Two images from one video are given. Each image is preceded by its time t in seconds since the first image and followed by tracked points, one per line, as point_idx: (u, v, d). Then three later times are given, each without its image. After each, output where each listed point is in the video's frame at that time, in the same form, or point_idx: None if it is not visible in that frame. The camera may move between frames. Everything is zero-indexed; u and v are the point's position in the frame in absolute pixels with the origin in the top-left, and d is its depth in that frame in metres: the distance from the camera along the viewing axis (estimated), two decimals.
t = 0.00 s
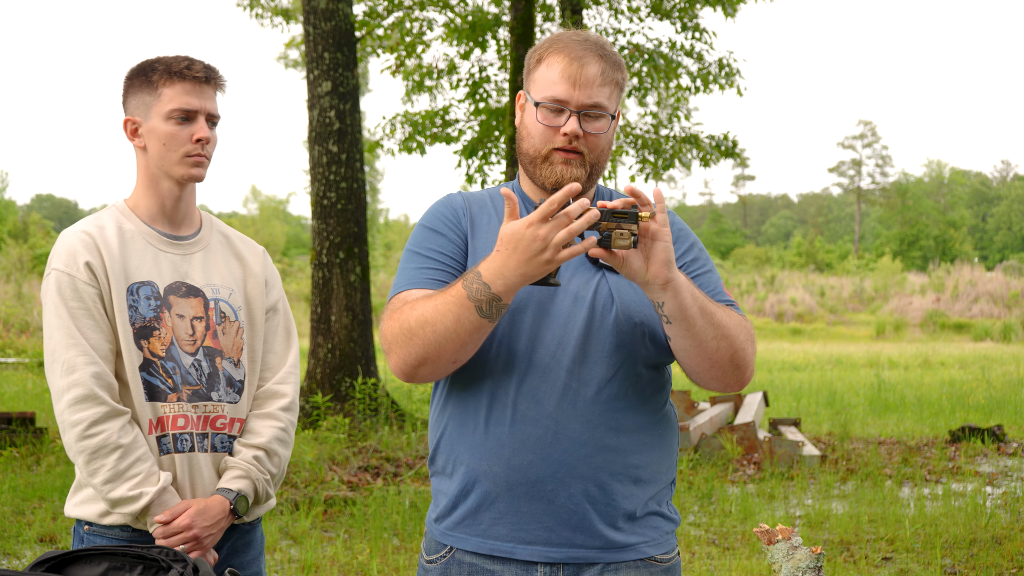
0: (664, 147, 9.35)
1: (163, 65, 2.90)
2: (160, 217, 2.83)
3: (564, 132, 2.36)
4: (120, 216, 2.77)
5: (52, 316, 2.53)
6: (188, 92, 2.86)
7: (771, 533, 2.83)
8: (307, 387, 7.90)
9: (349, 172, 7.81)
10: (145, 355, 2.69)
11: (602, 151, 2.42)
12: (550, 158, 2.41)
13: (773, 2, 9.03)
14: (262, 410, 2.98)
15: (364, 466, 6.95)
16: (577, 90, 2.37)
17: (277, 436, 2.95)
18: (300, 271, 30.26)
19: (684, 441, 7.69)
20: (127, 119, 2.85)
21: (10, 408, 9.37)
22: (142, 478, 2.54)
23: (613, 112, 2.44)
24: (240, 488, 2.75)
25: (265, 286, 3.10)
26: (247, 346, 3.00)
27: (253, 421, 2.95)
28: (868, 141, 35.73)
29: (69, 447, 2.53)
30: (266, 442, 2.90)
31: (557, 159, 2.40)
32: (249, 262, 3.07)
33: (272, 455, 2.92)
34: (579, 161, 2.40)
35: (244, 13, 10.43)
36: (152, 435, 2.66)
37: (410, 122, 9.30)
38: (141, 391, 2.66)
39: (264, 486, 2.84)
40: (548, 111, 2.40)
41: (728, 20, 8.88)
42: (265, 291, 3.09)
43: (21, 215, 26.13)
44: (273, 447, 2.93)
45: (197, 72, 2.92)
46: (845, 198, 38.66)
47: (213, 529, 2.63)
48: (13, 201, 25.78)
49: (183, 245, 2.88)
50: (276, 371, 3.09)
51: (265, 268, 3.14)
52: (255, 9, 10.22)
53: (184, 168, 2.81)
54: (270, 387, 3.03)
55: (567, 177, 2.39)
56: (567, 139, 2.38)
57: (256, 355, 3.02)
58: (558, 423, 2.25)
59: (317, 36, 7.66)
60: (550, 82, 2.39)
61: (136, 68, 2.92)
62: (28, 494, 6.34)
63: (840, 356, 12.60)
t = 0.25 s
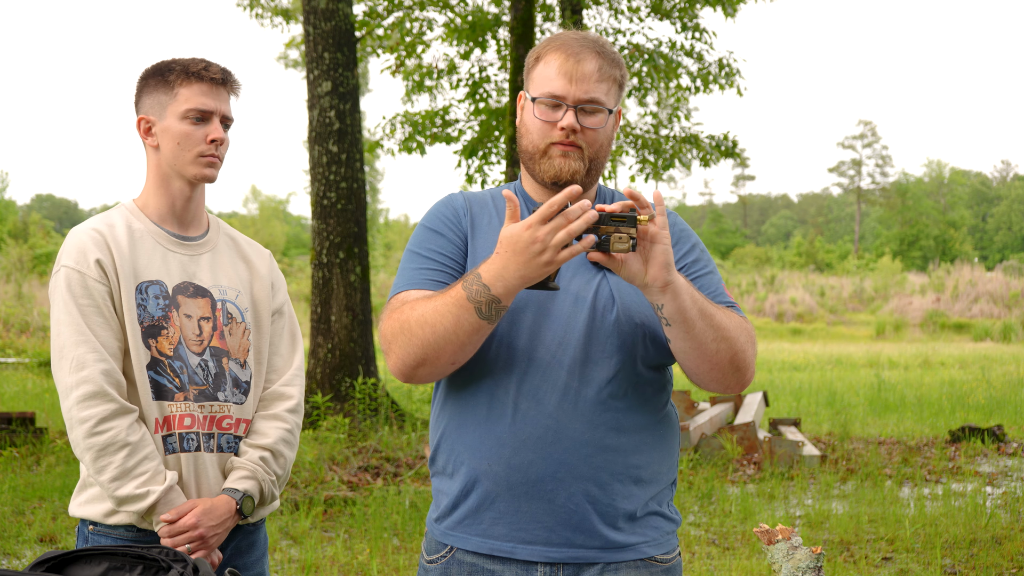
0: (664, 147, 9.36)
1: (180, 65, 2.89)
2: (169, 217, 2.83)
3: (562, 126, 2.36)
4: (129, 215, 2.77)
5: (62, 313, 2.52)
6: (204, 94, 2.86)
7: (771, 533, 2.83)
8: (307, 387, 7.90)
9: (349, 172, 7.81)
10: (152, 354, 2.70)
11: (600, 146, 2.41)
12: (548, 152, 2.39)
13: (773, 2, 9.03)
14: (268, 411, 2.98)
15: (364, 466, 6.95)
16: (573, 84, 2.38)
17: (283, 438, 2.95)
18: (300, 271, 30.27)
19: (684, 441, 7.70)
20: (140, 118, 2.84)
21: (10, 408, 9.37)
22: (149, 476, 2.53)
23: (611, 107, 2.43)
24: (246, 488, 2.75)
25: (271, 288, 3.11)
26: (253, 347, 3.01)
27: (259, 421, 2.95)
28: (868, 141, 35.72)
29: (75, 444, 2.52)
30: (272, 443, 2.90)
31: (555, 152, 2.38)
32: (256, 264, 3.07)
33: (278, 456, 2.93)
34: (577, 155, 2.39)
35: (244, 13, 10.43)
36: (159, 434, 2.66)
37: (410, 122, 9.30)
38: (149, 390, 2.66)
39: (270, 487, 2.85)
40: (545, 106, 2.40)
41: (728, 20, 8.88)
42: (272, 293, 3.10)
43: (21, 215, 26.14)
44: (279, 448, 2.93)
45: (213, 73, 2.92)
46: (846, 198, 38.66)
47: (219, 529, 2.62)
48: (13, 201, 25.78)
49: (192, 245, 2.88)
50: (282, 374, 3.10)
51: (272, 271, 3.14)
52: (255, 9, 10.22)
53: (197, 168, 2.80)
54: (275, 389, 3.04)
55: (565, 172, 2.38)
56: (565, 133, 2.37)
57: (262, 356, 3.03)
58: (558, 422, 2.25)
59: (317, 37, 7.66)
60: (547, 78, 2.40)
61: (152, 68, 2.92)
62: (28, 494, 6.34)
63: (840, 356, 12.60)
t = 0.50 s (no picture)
0: (664, 147, 9.36)
1: (178, 65, 2.89)
2: (166, 217, 2.83)
3: (546, 119, 2.37)
4: (127, 214, 2.77)
5: (59, 312, 2.52)
6: (203, 93, 2.86)
7: (771, 533, 2.83)
8: (307, 387, 7.90)
9: (349, 172, 7.81)
10: (150, 354, 2.69)
11: (589, 134, 2.40)
12: (536, 146, 2.40)
13: (773, 2, 9.02)
14: (266, 413, 2.99)
15: (364, 466, 6.95)
16: (553, 77, 2.40)
17: (280, 439, 2.96)
18: (300, 271, 30.27)
19: (684, 441, 7.70)
20: (139, 117, 2.83)
21: (9, 408, 9.37)
22: (147, 477, 2.53)
23: (594, 95, 2.43)
24: (244, 489, 2.76)
25: (268, 290, 3.11)
26: (250, 347, 3.01)
27: (256, 422, 2.96)
28: (868, 141, 35.71)
29: (73, 444, 2.51)
30: (269, 444, 2.91)
31: (543, 146, 2.38)
32: (252, 266, 3.08)
33: (275, 458, 2.93)
34: (566, 145, 2.38)
35: (244, 13, 10.43)
36: (156, 434, 2.66)
37: (410, 122, 9.30)
38: (146, 390, 2.66)
39: (267, 488, 2.85)
40: (528, 104, 2.42)
41: (728, 20, 8.87)
42: (268, 295, 3.10)
43: (21, 215, 26.15)
44: (276, 449, 2.93)
45: (211, 72, 2.93)
46: (846, 198, 38.65)
47: (217, 530, 2.63)
48: (13, 201, 25.77)
49: (189, 245, 2.88)
50: (279, 375, 3.10)
51: (268, 272, 3.15)
52: (255, 9, 10.22)
53: (195, 167, 2.80)
54: (272, 391, 3.05)
55: (554, 163, 2.38)
56: (550, 126, 2.38)
57: (259, 358, 3.03)
58: (556, 423, 2.24)
59: (317, 36, 7.66)
60: (527, 77, 2.43)
61: (150, 67, 2.92)
62: (28, 494, 6.34)
63: (840, 356, 12.60)
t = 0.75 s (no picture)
0: (664, 147, 9.36)
1: (163, 64, 2.91)
2: (156, 217, 2.83)
3: (541, 124, 2.38)
4: (117, 214, 2.77)
5: (49, 313, 2.52)
6: (188, 91, 2.88)
7: (771, 533, 2.84)
8: (307, 387, 7.90)
9: (349, 172, 7.81)
10: (141, 355, 2.70)
11: (587, 133, 2.41)
12: (538, 153, 2.41)
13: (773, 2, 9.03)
14: (258, 413, 2.99)
15: (364, 466, 6.95)
16: (542, 81, 2.41)
17: (272, 440, 2.97)
18: (300, 271, 30.28)
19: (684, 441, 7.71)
20: (126, 117, 2.85)
21: (10, 408, 9.37)
22: (138, 478, 2.54)
23: (586, 92, 2.43)
24: (236, 490, 2.76)
25: (260, 289, 3.12)
26: (241, 347, 3.02)
27: (249, 423, 2.96)
28: (869, 141, 35.69)
29: (63, 446, 2.51)
30: (261, 445, 2.91)
31: (543, 151, 2.40)
32: (244, 265, 3.09)
33: (267, 458, 2.94)
34: (567, 149, 2.40)
35: (244, 13, 10.44)
36: (148, 435, 2.66)
37: (409, 122, 9.30)
38: (137, 391, 2.66)
39: (260, 489, 2.86)
40: (522, 111, 2.43)
41: (728, 20, 8.87)
42: (260, 294, 3.11)
43: (21, 215, 26.15)
44: (269, 450, 2.94)
45: (198, 70, 2.94)
46: (845, 198, 38.65)
47: (209, 532, 2.63)
48: (13, 201, 25.75)
49: (180, 245, 2.88)
50: (271, 375, 3.12)
51: (260, 272, 3.16)
52: (255, 9, 10.22)
53: (183, 166, 2.81)
54: (264, 391, 3.05)
55: (557, 168, 2.39)
56: (547, 132, 2.39)
57: (251, 357, 3.04)
58: (554, 424, 2.25)
59: (317, 37, 7.67)
60: (517, 84, 2.45)
61: (135, 67, 2.93)
62: (28, 495, 6.35)
63: (840, 357, 12.60)
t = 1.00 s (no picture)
0: (664, 147, 9.36)
1: (144, 62, 2.91)
2: (145, 216, 2.83)
3: (537, 135, 2.39)
4: (104, 214, 2.77)
5: (36, 314, 2.53)
6: (170, 89, 2.87)
7: (771, 533, 2.83)
8: (307, 387, 7.90)
9: (349, 172, 7.81)
10: (129, 356, 2.69)
11: (584, 138, 2.41)
12: (536, 163, 2.44)
13: (773, 2, 9.03)
14: (248, 414, 2.98)
15: (364, 466, 6.95)
16: (533, 90, 2.39)
17: (262, 441, 2.96)
18: (300, 271, 30.28)
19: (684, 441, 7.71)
20: (110, 118, 2.86)
21: (9, 408, 9.36)
22: (125, 481, 2.54)
23: (579, 98, 2.42)
24: (224, 492, 2.75)
25: (250, 288, 3.11)
26: (231, 348, 3.01)
27: (238, 424, 2.95)
28: (869, 141, 35.68)
29: (51, 447, 2.52)
30: (251, 446, 2.90)
31: (542, 160, 2.43)
32: (234, 264, 3.07)
33: (257, 460, 2.93)
34: (564, 156, 2.41)
35: (244, 13, 10.43)
36: (136, 437, 2.66)
37: (409, 122, 9.30)
38: (125, 392, 2.66)
39: (249, 491, 2.85)
40: (517, 120, 2.43)
41: (728, 20, 8.87)
42: (250, 293, 3.10)
43: (21, 215, 26.15)
44: (258, 451, 2.93)
45: (179, 67, 2.93)
46: (845, 198, 38.65)
47: (197, 534, 2.62)
48: (13, 201, 25.73)
49: (169, 245, 2.88)
50: (262, 374, 3.09)
51: (251, 271, 3.15)
52: (255, 9, 10.21)
53: (168, 165, 2.81)
54: (254, 391, 3.03)
55: (556, 177, 2.42)
56: (543, 141, 2.40)
57: (241, 358, 3.03)
58: (553, 425, 2.24)
59: (317, 37, 7.67)
60: (509, 92, 2.43)
61: (117, 67, 2.93)
62: (28, 494, 6.34)
63: (840, 357, 12.60)
